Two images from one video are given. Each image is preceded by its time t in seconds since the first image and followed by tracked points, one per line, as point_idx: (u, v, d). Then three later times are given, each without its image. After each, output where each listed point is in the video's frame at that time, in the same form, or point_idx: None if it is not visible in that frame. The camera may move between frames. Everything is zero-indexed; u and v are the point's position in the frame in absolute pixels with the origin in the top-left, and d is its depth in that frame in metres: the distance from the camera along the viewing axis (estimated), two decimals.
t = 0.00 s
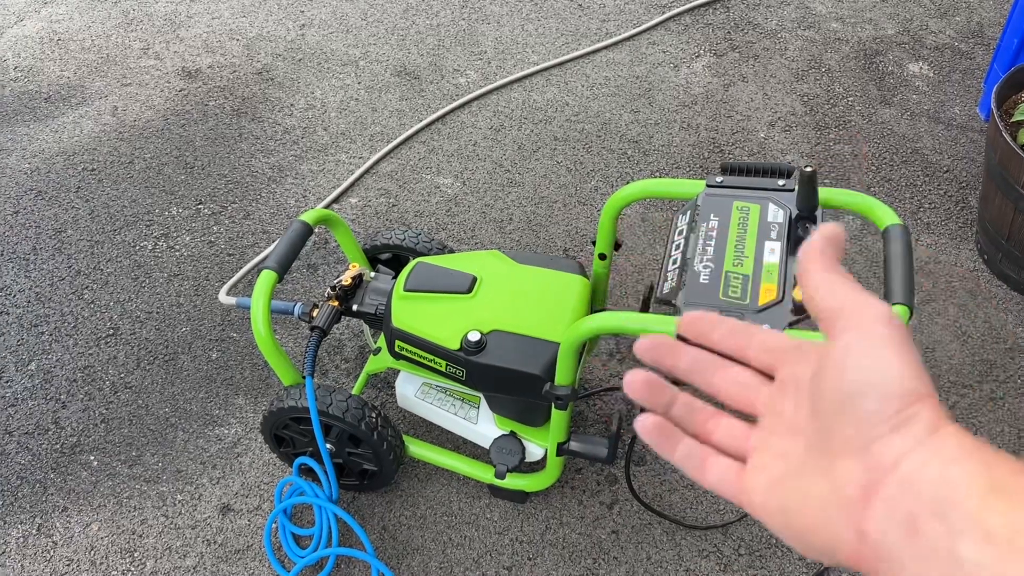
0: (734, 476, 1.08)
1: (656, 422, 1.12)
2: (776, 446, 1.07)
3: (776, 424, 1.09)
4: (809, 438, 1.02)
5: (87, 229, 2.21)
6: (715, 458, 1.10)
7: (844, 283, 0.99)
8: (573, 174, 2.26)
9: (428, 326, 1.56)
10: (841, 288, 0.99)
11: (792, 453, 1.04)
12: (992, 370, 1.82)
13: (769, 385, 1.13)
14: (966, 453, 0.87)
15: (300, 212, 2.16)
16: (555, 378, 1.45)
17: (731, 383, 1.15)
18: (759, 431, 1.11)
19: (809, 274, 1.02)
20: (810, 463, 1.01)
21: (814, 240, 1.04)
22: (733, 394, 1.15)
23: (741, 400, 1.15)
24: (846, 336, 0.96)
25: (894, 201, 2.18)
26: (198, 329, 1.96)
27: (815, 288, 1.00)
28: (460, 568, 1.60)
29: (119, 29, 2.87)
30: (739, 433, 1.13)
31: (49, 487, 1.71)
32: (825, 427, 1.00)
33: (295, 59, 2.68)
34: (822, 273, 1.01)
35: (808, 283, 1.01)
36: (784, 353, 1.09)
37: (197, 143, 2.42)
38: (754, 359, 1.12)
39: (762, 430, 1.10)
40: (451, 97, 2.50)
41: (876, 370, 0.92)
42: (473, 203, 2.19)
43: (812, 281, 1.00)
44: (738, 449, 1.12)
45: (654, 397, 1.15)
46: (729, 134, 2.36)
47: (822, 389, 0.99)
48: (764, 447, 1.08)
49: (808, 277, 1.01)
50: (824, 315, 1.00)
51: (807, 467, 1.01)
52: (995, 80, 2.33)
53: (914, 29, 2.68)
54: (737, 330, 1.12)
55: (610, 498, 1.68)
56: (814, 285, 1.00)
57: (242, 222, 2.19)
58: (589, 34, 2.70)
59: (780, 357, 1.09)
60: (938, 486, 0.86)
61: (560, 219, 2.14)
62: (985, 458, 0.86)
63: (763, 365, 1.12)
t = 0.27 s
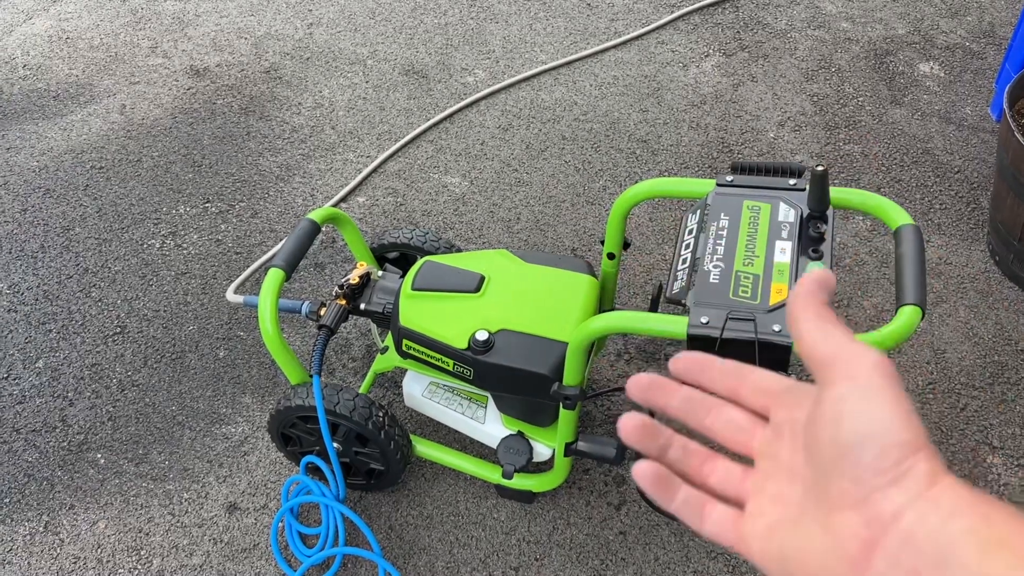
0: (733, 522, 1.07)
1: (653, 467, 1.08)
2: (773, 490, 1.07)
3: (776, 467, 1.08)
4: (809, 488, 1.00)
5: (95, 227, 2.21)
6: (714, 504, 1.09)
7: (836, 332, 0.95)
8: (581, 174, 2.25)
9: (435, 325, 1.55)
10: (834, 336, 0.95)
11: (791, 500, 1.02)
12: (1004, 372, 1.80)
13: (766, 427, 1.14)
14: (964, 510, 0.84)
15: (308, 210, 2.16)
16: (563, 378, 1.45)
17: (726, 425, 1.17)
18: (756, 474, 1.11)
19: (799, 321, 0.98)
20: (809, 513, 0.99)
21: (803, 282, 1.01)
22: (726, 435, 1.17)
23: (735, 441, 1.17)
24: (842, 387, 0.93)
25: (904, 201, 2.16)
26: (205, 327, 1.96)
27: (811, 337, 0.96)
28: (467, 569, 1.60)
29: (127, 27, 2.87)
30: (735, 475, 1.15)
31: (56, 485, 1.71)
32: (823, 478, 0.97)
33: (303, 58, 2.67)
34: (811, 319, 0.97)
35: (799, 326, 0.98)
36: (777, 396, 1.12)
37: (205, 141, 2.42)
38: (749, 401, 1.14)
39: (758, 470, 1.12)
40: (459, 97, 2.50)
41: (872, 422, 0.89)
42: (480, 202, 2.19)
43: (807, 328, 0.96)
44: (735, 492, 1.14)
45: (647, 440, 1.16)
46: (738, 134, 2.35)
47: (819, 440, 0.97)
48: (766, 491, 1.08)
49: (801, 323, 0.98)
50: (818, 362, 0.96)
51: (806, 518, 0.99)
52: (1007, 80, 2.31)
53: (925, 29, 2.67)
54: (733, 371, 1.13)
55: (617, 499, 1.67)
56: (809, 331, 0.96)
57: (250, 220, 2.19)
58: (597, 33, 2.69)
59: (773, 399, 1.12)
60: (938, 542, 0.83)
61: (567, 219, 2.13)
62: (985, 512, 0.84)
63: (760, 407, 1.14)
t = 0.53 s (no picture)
0: (739, 533, 1.05)
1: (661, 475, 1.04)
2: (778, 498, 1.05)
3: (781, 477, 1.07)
4: (815, 498, 0.99)
5: (101, 226, 2.21)
6: (721, 516, 1.06)
7: (839, 343, 0.93)
8: (587, 175, 2.24)
9: (440, 326, 1.55)
10: (836, 345, 0.93)
11: (796, 509, 1.02)
12: (1012, 375, 1.79)
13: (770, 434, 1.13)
14: (973, 520, 0.84)
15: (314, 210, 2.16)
16: (567, 380, 1.44)
17: (730, 434, 1.16)
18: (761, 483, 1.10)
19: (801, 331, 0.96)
20: (815, 523, 0.98)
21: (807, 292, 0.99)
22: (730, 445, 1.16)
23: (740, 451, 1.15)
24: (849, 398, 0.92)
25: (912, 203, 2.14)
26: (211, 327, 1.96)
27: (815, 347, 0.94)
28: (471, 570, 1.59)
29: (135, 27, 2.88)
30: (739, 484, 1.13)
31: (61, 483, 1.71)
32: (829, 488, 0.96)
33: (310, 58, 2.68)
34: (813, 330, 0.95)
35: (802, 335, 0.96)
36: (782, 405, 1.11)
37: (212, 141, 2.42)
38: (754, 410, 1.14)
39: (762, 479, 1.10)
40: (466, 97, 2.49)
41: (877, 433, 0.89)
42: (486, 202, 2.18)
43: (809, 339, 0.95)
44: (740, 502, 1.12)
45: (652, 450, 1.12)
46: (745, 135, 2.34)
47: (824, 449, 0.96)
48: (772, 500, 1.06)
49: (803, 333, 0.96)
50: (822, 372, 0.94)
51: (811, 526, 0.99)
52: (1016, 82, 2.29)
53: (934, 30, 2.65)
54: (737, 379, 1.13)
55: (622, 501, 1.66)
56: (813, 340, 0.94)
57: (256, 220, 2.19)
58: (604, 34, 2.69)
59: (777, 409, 1.12)
60: (945, 555, 0.83)
61: (573, 219, 2.13)
62: (994, 524, 0.83)
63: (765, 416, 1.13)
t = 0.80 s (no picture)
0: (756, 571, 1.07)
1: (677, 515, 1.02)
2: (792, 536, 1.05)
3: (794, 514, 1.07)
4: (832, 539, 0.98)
5: (110, 228, 2.22)
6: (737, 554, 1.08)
7: (852, 381, 0.93)
8: (595, 178, 2.24)
9: (447, 329, 1.55)
10: (850, 383, 0.93)
11: (812, 550, 1.00)
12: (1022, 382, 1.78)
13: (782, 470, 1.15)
14: (996, 565, 0.82)
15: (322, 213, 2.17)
16: (575, 384, 1.44)
17: (741, 469, 1.18)
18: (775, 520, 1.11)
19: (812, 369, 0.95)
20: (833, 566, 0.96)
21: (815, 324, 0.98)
22: (743, 480, 1.18)
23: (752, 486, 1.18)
24: (865, 437, 0.91)
25: (921, 208, 2.14)
26: (218, 328, 1.96)
27: (829, 385, 0.93)
28: (477, 574, 1.59)
29: (144, 29, 2.89)
30: (753, 519, 1.15)
31: (69, 484, 1.72)
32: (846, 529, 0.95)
33: (318, 60, 2.68)
34: (825, 368, 0.94)
35: (813, 373, 0.95)
36: (793, 441, 1.13)
37: (220, 143, 2.43)
38: (765, 444, 1.16)
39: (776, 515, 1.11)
40: (474, 100, 2.49)
41: (894, 474, 0.88)
42: (494, 205, 2.18)
43: (822, 377, 0.94)
44: (755, 539, 1.14)
45: (666, 488, 1.12)
46: (754, 139, 2.33)
47: (841, 491, 0.95)
48: (787, 540, 1.05)
49: (815, 370, 0.95)
50: (836, 410, 0.94)
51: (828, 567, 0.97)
52: None
53: (943, 34, 2.64)
54: (744, 414, 1.16)
55: (629, 505, 1.66)
56: (826, 378, 0.93)
57: (264, 222, 2.19)
58: (613, 37, 2.69)
59: (790, 444, 1.13)
60: None
61: (580, 223, 2.12)
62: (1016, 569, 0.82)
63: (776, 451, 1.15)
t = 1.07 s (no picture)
0: None
1: None
2: None
3: None
4: None
5: (127, 231, 2.24)
6: None
7: (896, 462, 0.90)
8: (608, 183, 2.25)
9: (465, 333, 1.56)
10: (894, 464, 0.90)
11: None
12: None
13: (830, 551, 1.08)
14: None
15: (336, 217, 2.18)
16: (592, 389, 1.44)
17: (789, 550, 1.12)
18: None
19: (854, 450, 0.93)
20: None
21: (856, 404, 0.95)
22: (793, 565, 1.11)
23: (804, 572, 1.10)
24: (914, 520, 0.86)
25: (934, 214, 2.14)
26: (234, 332, 1.98)
27: (872, 465, 0.90)
28: None
29: (159, 33, 2.91)
30: None
31: (87, 487, 1.73)
32: None
33: (332, 65, 2.70)
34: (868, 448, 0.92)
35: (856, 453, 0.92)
36: (839, 519, 1.07)
37: (235, 147, 2.45)
38: (810, 523, 1.10)
39: None
40: (487, 105, 2.51)
41: (948, 560, 0.81)
42: (507, 210, 2.19)
43: (865, 456, 0.91)
44: None
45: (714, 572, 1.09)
46: (766, 144, 2.34)
47: None
48: None
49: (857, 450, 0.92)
50: (882, 492, 0.90)
51: None
52: None
53: (955, 40, 2.64)
54: (787, 493, 1.12)
55: (644, 510, 1.66)
56: (868, 457, 0.91)
57: (279, 226, 2.21)
58: (625, 43, 2.70)
59: (836, 523, 1.07)
60: None
61: (594, 228, 2.13)
62: None
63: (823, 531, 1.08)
